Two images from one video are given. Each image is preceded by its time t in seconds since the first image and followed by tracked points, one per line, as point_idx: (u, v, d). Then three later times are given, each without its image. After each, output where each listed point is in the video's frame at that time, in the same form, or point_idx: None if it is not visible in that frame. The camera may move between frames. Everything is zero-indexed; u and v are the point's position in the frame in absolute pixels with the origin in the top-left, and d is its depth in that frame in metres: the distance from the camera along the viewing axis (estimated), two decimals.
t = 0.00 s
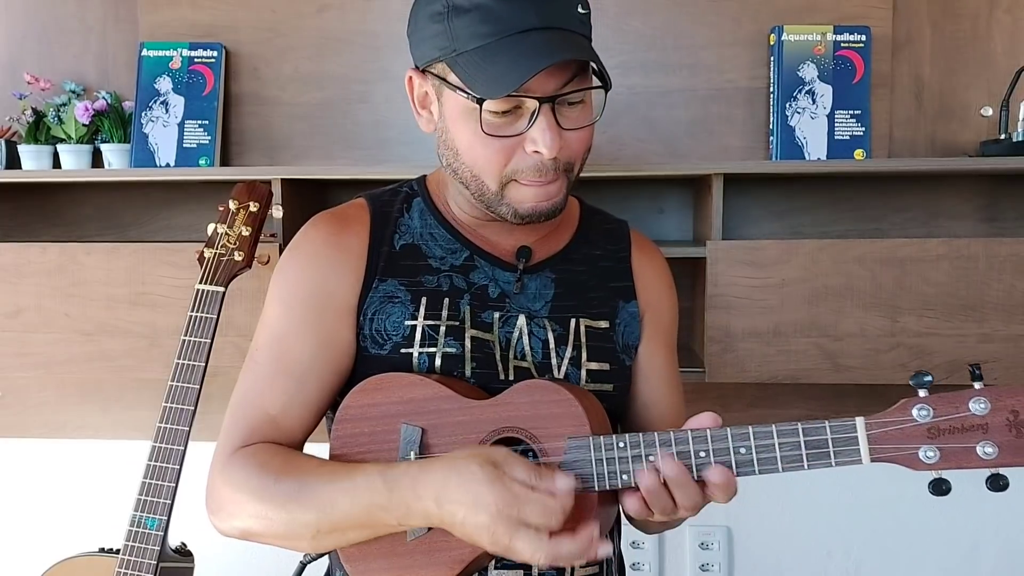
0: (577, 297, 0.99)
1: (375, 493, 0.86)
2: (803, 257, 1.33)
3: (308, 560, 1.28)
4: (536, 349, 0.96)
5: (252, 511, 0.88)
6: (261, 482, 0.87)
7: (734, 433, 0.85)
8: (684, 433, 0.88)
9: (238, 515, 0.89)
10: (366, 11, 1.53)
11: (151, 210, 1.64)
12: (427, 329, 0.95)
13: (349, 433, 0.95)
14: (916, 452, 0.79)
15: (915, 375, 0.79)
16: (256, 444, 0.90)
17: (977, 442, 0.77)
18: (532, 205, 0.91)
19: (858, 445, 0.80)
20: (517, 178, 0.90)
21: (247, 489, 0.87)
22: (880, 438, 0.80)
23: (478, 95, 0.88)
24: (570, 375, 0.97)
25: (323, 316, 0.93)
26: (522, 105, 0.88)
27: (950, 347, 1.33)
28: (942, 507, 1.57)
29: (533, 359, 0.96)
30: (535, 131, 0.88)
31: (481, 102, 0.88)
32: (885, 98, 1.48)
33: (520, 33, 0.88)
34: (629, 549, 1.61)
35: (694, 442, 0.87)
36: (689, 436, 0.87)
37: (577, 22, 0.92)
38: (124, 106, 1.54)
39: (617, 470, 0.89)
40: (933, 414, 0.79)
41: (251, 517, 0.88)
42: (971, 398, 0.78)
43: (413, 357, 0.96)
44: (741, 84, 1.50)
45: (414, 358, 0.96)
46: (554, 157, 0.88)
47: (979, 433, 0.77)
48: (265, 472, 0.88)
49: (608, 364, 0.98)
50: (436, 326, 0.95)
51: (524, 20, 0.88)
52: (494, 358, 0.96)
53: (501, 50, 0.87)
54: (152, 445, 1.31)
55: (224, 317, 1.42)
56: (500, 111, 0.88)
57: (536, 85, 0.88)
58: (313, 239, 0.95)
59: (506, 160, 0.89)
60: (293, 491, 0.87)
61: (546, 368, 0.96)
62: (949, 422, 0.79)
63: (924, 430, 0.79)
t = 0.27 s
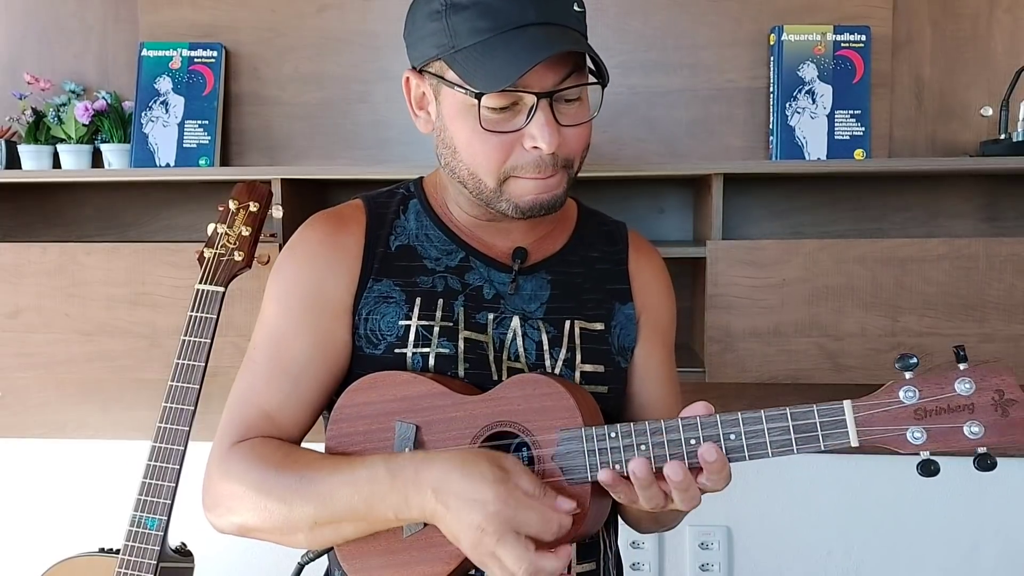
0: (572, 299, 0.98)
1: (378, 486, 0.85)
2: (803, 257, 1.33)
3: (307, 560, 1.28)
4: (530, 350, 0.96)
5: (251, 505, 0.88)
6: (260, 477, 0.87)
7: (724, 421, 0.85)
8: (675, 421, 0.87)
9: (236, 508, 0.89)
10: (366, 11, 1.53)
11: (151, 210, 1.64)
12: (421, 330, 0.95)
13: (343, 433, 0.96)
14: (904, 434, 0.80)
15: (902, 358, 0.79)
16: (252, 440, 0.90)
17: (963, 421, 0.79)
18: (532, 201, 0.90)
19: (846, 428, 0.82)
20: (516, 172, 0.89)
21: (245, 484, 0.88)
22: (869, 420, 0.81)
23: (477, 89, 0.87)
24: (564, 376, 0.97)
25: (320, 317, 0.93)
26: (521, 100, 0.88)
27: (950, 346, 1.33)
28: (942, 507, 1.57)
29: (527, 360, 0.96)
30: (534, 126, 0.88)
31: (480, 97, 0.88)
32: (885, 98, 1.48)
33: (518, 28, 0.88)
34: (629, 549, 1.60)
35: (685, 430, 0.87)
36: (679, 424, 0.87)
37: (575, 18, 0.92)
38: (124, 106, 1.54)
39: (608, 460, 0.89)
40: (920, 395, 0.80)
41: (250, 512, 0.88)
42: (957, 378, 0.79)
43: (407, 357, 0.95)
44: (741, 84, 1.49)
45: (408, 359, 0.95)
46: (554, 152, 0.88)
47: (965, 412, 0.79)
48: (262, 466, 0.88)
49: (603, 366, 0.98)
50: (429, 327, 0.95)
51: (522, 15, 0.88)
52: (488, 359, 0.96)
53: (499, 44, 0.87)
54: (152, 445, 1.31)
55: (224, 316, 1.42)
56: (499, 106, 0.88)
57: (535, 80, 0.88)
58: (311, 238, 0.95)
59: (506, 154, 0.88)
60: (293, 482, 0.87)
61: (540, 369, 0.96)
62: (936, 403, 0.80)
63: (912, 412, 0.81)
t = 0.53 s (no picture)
0: (577, 294, 0.98)
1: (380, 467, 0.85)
2: (804, 257, 1.33)
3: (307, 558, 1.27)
4: (535, 346, 0.96)
5: (236, 485, 0.86)
6: (247, 456, 0.86)
7: (724, 424, 0.87)
8: (675, 421, 0.88)
9: (221, 487, 0.87)
10: (367, 10, 1.53)
11: (151, 210, 1.64)
12: (430, 325, 0.95)
13: (327, 416, 0.94)
14: (908, 443, 0.82)
15: (907, 364, 0.80)
16: (239, 419, 0.89)
17: (968, 431, 0.80)
18: (534, 192, 0.90)
19: (850, 437, 0.83)
20: (517, 161, 0.89)
21: (232, 463, 0.86)
22: (873, 430, 0.83)
23: (478, 77, 0.88)
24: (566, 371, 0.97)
25: (322, 308, 0.93)
26: (521, 91, 0.88)
27: (951, 346, 1.33)
28: (943, 507, 1.57)
29: (532, 356, 0.96)
30: (535, 115, 0.88)
31: (480, 87, 0.88)
32: (885, 98, 1.48)
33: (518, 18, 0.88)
34: (629, 549, 1.59)
35: (683, 430, 0.88)
36: (678, 425, 0.88)
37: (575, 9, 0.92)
38: (124, 106, 1.54)
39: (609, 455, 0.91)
40: (925, 404, 0.81)
41: (235, 491, 0.87)
42: (963, 386, 0.80)
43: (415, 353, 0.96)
44: (742, 84, 1.50)
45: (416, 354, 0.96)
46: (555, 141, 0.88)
47: (969, 422, 0.80)
48: (251, 445, 0.86)
49: (608, 358, 0.99)
50: (438, 322, 0.95)
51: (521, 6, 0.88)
52: (492, 356, 0.96)
53: (499, 35, 0.87)
54: (152, 445, 1.31)
55: (224, 316, 1.42)
56: (500, 96, 0.88)
57: (535, 70, 0.88)
58: (319, 226, 0.95)
59: (506, 145, 0.89)
60: (284, 462, 0.86)
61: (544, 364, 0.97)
62: (940, 412, 0.81)
63: (916, 420, 0.82)
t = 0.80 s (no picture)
0: (586, 298, 0.98)
1: (382, 458, 0.86)
2: (804, 257, 1.33)
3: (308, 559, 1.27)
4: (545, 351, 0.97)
5: (253, 500, 0.89)
6: (259, 470, 0.88)
7: (725, 388, 0.87)
8: (676, 388, 0.89)
9: (238, 504, 0.90)
10: (367, 11, 1.53)
11: (151, 211, 1.64)
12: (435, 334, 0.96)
13: (333, 394, 0.95)
14: (904, 400, 0.81)
15: (902, 324, 0.81)
16: (252, 437, 0.92)
17: (962, 387, 0.80)
18: (548, 179, 0.90)
19: (848, 397, 0.82)
20: (533, 148, 0.89)
21: (246, 480, 0.89)
22: (871, 389, 0.82)
23: (495, 59, 0.88)
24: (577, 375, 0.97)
25: (326, 319, 0.95)
26: (538, 75, 0.89)
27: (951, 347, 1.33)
28: (943, 507, 1.57)
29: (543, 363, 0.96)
30: (551, 99, 0.89)
31: (497, 71, 0.89)
32: (886, 99, 1.48)
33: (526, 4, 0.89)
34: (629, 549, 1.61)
35: (685, 397, 0.89)
36: (680, 391, 0.89)
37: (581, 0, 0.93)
38: (124, 107, 1.54)
39: (610, 425, 0.92)
40: (920, 362, 0.81)
41: (252, 506, 0.89)
42: (957, 345, 0.80)
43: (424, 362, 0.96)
44: (742, 85, 1.50)
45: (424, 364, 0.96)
46: (572, 125, 0.89)
47: (964, 378, 0.80)
48: (261, 459, 0.89)
49: (619, 364, 0.99)
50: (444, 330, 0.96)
51: None
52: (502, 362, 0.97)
53: (512, 19, 0.89)
54: (152, 445, 1.31)
55: (224, 316, 1.42)
56: (516, 81, 0.89)
57: (552, 53, 0.89)
58: (320, 242, 0.96)
59: (522, 130, 0.89)
60: (292, 471, 0.88)
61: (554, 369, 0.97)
62: (935, 370, 0.81)
63: (912, 379, 0.81)
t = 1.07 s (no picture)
0: (584, 307, 0.99)
1: (360, 465, 0.86)
2: (804, 258, 1.33)
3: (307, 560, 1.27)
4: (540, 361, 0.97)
5: (237, 496, 0.90)
6: (244, 467, 0.89)
7: (712, 401, 0.84)
8: (663, 400, 0.87)
9: (223, 500, 0.91)
10: (367, 11, 1.53)
11: (151, 211, 1.64)
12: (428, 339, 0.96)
13: (323, 399, 0.94)
14: (890, 418, 0.79)
15: (889, 340, 0.79)
16: (242, 433, 0.93)
17: (949, 405, 0.79)
18: (542, 176, 0.90)
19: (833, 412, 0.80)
20: (527, 144, 0.89)
21: (231, 475, 0.90)
22: (857, 405, 0.80)
23: (486, 48, 0.89)
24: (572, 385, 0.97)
25: (322, 320, 0.96)
26: (533, 67, 0.90)
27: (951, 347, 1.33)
28: (943, 508, 1.57)
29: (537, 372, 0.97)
30: (546, 92, 0.89)
31: (493, 63, 0.89)
32: (885, 99, 1.48)
33: None
34: (629, 549, 1.61)
35: (672, 409, 0.86)
36: (667, 403, 0.87)
37: None
38: (124, 106, 1.54)
39: (597, 435, 0.90)
40: (907, 379, 0.79)
41: (236, 502, 0.90)
42: (944, 362, 0.78)
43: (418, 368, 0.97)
44: (742, 85, 1.49)
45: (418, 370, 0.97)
46: (567, 120, 0.89)
47: (950, 396, 0.79)
48: (248, 456, 0.89)
49: (614, 377, 0.99)
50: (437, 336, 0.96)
51: None
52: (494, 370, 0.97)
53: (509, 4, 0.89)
54: (152, 445, 1.31)
55: (224, 317, 1.42)
56: (509, 73, 0.89)
57: (547, 44, 0.90)
58: (319, 241, 0.98)
59: (517, 124, 0.89)
60: (278, 469, 0.89)
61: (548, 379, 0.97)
62: (922, 387, 0.79)
63: (898, 396, 0.80)
